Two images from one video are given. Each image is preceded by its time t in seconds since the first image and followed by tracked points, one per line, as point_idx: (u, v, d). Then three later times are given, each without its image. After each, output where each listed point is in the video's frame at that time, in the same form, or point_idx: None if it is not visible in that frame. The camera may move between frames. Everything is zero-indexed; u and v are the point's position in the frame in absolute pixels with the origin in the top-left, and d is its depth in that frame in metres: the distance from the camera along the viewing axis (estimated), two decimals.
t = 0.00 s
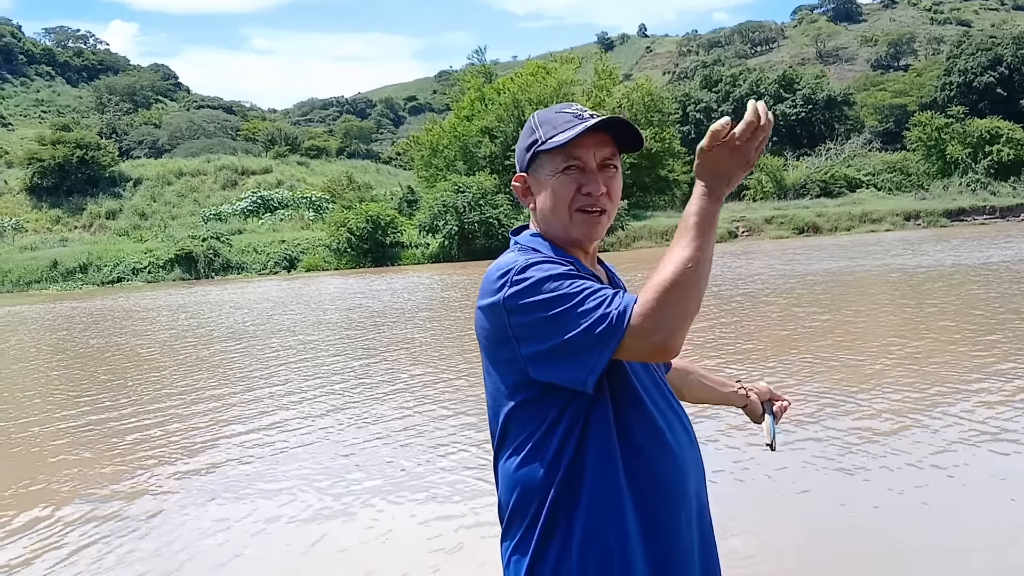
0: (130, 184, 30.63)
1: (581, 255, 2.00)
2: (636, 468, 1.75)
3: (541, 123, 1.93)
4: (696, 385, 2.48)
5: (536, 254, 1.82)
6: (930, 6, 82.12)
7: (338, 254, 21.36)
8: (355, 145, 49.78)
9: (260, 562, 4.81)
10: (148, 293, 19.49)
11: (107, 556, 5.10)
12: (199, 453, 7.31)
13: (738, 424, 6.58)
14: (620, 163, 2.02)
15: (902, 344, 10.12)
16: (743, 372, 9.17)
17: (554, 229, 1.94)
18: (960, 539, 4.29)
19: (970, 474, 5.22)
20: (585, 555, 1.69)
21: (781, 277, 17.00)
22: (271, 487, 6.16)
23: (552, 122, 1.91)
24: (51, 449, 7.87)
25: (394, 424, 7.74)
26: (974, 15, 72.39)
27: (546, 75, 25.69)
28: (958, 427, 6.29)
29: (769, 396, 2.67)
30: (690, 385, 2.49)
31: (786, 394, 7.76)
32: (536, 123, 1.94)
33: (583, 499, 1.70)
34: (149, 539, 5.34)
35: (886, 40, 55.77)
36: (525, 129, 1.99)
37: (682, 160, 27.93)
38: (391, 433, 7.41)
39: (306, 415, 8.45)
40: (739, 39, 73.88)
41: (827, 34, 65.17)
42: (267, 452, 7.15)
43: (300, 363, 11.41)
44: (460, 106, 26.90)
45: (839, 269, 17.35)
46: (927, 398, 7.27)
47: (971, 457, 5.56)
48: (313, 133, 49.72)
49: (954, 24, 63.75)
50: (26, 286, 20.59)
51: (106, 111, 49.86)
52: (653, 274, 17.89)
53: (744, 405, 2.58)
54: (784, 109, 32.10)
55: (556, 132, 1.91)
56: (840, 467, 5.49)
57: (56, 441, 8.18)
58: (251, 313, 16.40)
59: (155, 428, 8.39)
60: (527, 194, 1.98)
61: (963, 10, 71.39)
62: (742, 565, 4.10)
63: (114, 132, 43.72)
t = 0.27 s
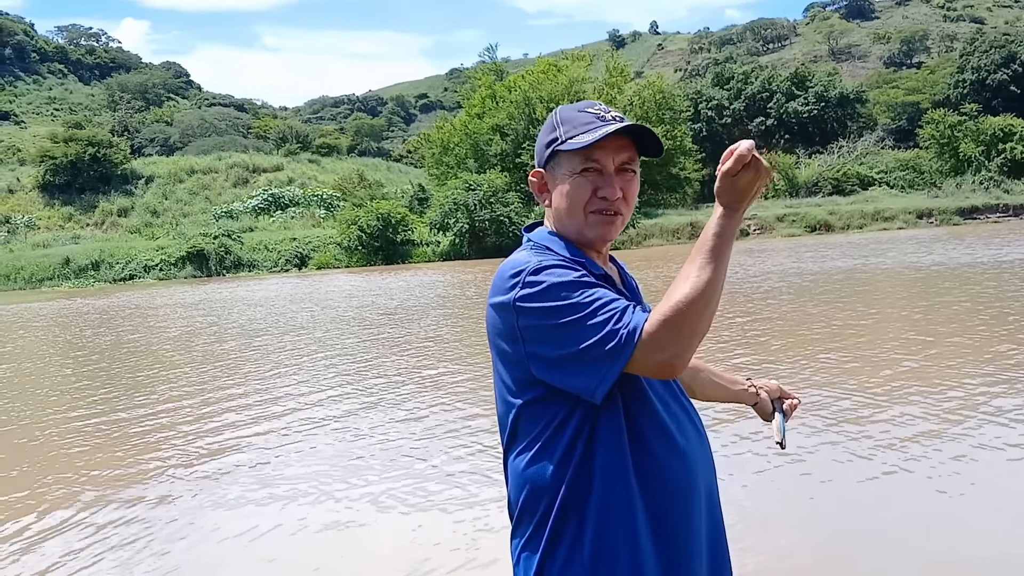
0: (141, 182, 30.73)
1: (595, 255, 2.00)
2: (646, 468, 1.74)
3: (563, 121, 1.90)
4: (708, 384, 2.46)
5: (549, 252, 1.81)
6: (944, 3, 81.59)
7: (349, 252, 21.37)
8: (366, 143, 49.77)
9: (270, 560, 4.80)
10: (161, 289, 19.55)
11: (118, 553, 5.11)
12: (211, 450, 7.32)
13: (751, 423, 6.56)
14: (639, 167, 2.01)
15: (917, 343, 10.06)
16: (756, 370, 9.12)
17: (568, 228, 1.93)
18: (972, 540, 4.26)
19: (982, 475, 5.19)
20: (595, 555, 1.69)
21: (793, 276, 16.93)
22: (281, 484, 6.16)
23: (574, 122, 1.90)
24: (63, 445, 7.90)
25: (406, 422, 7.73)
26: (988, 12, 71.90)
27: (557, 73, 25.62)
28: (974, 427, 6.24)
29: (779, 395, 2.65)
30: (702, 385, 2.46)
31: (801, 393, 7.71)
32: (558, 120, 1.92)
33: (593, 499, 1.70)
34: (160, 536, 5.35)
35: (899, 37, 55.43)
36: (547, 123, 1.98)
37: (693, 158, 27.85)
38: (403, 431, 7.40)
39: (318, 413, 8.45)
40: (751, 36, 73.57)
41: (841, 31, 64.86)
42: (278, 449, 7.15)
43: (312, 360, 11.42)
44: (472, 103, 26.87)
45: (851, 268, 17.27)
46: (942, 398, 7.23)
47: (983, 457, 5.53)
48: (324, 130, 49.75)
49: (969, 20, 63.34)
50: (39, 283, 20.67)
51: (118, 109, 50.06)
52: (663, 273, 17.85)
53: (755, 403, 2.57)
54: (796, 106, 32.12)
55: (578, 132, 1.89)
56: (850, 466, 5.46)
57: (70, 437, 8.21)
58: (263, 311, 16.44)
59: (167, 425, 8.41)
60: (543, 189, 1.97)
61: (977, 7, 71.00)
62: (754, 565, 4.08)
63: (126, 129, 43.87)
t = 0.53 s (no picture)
0: (153, 182, 30.84)
1: (607, 251, 2.02)
2: (656, 473, 1.76)
3: (568, 119, 1.93)
4: (720, 384, 2.46)
5: (561, 254, 1.83)
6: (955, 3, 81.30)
7: (359, 252, 21.39)
8: (376, 143, 49.85)
9: (287, 555, 4.79)
10: (175, 288, 19.63)
11: (136, 544, 5.11)
12: (225, 447, 7.33)
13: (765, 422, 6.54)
14: (647, 158, 2.03)
15: (932, 342, 10.04)
16: (771, 369, 9.10)
17: (582, 225, 1.96)
18: (991, 539, 4.24)
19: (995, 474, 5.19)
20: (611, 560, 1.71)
21: (804, 275, 16.91)
22: (296, 480, 6.15)
23: (578, 119, 1.92)
24: (79, 442, 7.93)
25: (420, 420, 7.73)
26: (1000, 11, 71.62)
27: (568, 73, 25.63)
28: (991, 427, 6.22)
29: (789, 395, 2.67)
30: (713, 385, 2.46)
31: (816, 392, 7.70)
32: (561, 119, 1.95)
33: (604, 505, 1.72)
34: (178, 529, 5.34)
35: (910, 37, 55.25)
36: (550, 125, 2.00)
37: (704, 158, 27.82)
38: (417, 429, 7.40)
39: (332, 411, 8.45)
40: (762, 36, 73.42)
41: (851, 30, 64.66)
42: (293, 446, 7.16)
43: (325, 359, 11.43)
44: (482, 103, 26.89)
45: (863, 267, 17.25)
46: (957, 397, 7.20)
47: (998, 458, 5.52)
48: (334, 131, 49.83)
49: (980, 19, 63.09)
50: (53, 282, 20.77)
51: (128, 110, 50.27)
52: (674, 272, 17.83)
53: (766, 402, 2.58)
54: (807, 106, 31.98)
55: (582, 129, 1.92)
56: (863, 467, 5.45)
57: (85, 434, 8.24)
58: (277, 310, 16.49)
59: (182, 423, 8.43)
60: (552, 190, 1.99)
61: (990, 6, 70.72)
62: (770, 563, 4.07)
63: (137, 130, 44.04)
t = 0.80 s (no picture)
0: (158, 182, 30.88)
1: (611, 250, 2.03)
2: (660, 475, 1.76)
3: (566, 120, 1.93)
4: (724, 385, 2.47)
5: (564, 256, 1.84)
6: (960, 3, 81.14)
7: (364, 252, 21.42)
8: (380, 143, 49.85)
9: (294, 558, 4.82)
10: (181, 289, 19.68)
11: (145, 549, 5.15)
12: (233, 448, 7.36)
13: (771, 423, 6.56)
14: (648, 154, 2.03)
15: (939, 342, 10.03)
16: (777, 370, 9.11)
17: (585, 224, 1.97)
18: (995, 541, 4.25)
19: (1000, 475, 5.20)
20: (616, 563, 1.71)
21: (809, 276, 16.90)
22: (303, 482, 6.18)
23: (576, 119, 1.93)
24: (87, 444, 7.97)
25: (426, 421, 7.75)
26: (1006, 10, 71.44)
27: (573, 73, 25.61)
28: (997, 427, 6.23)
29: (794, 396, 2.66)
30: (718, 385, 2.47)
31: (822, 392, 7.71)
32: (560, 121, 1.95)
33: (607, 508, 1.73)
34: (186, 533, 5.38)
35: (916, 36, 55.11)
36: (548, 127, 2.01)
37: (709, 157, 27.81)
38: (423, 430, 7.42)
39: (338, 412, 8.48)
40: (767, 36, 73.26)
41: (857, 29, 64.52)
42: (300, 447, 7.19)
43: (331, 360, 11.46)
44: (487, 103, 26.89)
45: (869, 268, 17.23)
46: (964, 397, 7.21)
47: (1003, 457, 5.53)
48: (340, 131, 49.85)
49: (987, 19, 62.98)
50: (59, 282, 20.81)
51: (134, 110, 50.36)
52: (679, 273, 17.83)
53: (770, 405, 2.58)
54: (812, 106, 31.90)
55: (580, 128, 1.92)
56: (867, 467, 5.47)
57: (94, 436, 8.29)
58: (284, 310, 16.52)
59: (189, 424, 8.46)
60: (554, 191, 2.00)
61: (996, 5, 70.59)
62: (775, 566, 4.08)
63: (142, 130, 44.11)
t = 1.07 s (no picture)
0: (158, 186, 30.91)
1: (610, 254, 2.01)
2: (657, 480, 1.74)
3: (566, 124, 1.92)
4: (721, 388, 2.47)
5: (565, 261, 1.82)
6: (961, 9, 81.20)
7: (363, 256, 21.42)
8: (381, 147, 49.90)
9: (292, 563, 4.80)
10: (179, 293, 19.68)
11: (144, 553, 5.14)
12: (231, 453, 7.35)
13: (770, 429, 6.55)
14: (646, 158, 2.04)
15: (938, 349, 10.02)
16: (775, 376, 9.10)
17: (585, 229, 1.95)
18: (997, 546, 4.24)
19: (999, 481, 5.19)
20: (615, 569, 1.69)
21: (807, 282, 16.89)
22: (299, 487, 6.20)
23: (577, 124, 1.92)
24: (85, 448, 7.96)
25: (425, 426, 7.75)
26: (1007, 18, 71.46)
27: (573, 78, 25.61)
28: (996, 434, 6.22)
29: (794, 400, 2.65)
30: (715, 389, 2.47)
31: (820, 398, 7.70)
32: (560, 124, 1.94)
33: (605, 513, 1.71)
34: (185, 538, 5.36)
35: (916, 43, 55.14)
36: (547, 131, 2.00)
37: (709, 164, 27.79)
38: (422, 435, 7.41)
39: (336, 416, 8.48)
40: (767, 42, 73.32)
41: (857, 37, 64.62)
42: (298, 452, 7.18)
43: (329, 364, 11.45)
44: (487, 108, 26.90)
45: (868, 274, 17.22)
46: (963, 404, 7.20)
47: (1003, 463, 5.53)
48: (340, 135, 49.89)
49: (986, 27, 63.04)
50: (58, 286, 20.82)
51: (134, 114, 50.44)
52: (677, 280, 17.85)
53: (770, 409, 2.57)
54: (812, 113, 31.90)
55: (582, 132, 1.91)
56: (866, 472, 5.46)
57: (92, 439, 8.28)
58: (281, 315, 16.51)
59: (188, 428, 8.46)
60: (554, 195, 1.98)
61: (995, 13, 70.72)
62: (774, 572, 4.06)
63: (142, 134, 44.20)
